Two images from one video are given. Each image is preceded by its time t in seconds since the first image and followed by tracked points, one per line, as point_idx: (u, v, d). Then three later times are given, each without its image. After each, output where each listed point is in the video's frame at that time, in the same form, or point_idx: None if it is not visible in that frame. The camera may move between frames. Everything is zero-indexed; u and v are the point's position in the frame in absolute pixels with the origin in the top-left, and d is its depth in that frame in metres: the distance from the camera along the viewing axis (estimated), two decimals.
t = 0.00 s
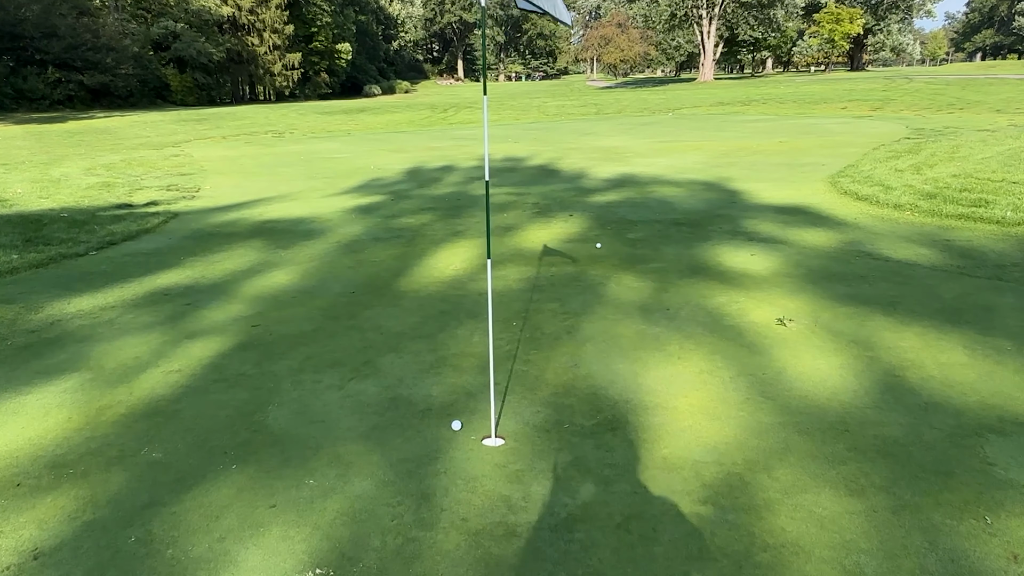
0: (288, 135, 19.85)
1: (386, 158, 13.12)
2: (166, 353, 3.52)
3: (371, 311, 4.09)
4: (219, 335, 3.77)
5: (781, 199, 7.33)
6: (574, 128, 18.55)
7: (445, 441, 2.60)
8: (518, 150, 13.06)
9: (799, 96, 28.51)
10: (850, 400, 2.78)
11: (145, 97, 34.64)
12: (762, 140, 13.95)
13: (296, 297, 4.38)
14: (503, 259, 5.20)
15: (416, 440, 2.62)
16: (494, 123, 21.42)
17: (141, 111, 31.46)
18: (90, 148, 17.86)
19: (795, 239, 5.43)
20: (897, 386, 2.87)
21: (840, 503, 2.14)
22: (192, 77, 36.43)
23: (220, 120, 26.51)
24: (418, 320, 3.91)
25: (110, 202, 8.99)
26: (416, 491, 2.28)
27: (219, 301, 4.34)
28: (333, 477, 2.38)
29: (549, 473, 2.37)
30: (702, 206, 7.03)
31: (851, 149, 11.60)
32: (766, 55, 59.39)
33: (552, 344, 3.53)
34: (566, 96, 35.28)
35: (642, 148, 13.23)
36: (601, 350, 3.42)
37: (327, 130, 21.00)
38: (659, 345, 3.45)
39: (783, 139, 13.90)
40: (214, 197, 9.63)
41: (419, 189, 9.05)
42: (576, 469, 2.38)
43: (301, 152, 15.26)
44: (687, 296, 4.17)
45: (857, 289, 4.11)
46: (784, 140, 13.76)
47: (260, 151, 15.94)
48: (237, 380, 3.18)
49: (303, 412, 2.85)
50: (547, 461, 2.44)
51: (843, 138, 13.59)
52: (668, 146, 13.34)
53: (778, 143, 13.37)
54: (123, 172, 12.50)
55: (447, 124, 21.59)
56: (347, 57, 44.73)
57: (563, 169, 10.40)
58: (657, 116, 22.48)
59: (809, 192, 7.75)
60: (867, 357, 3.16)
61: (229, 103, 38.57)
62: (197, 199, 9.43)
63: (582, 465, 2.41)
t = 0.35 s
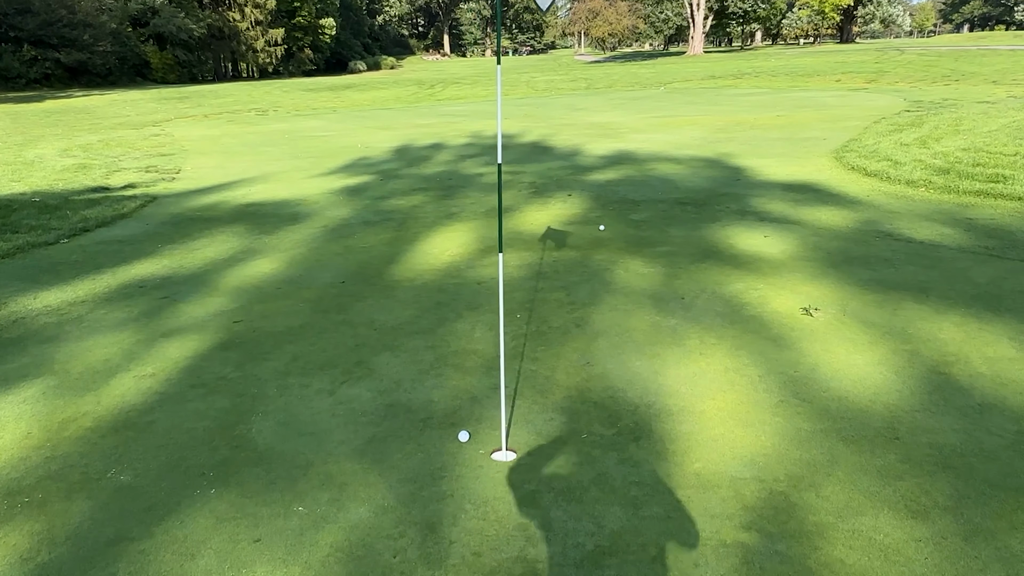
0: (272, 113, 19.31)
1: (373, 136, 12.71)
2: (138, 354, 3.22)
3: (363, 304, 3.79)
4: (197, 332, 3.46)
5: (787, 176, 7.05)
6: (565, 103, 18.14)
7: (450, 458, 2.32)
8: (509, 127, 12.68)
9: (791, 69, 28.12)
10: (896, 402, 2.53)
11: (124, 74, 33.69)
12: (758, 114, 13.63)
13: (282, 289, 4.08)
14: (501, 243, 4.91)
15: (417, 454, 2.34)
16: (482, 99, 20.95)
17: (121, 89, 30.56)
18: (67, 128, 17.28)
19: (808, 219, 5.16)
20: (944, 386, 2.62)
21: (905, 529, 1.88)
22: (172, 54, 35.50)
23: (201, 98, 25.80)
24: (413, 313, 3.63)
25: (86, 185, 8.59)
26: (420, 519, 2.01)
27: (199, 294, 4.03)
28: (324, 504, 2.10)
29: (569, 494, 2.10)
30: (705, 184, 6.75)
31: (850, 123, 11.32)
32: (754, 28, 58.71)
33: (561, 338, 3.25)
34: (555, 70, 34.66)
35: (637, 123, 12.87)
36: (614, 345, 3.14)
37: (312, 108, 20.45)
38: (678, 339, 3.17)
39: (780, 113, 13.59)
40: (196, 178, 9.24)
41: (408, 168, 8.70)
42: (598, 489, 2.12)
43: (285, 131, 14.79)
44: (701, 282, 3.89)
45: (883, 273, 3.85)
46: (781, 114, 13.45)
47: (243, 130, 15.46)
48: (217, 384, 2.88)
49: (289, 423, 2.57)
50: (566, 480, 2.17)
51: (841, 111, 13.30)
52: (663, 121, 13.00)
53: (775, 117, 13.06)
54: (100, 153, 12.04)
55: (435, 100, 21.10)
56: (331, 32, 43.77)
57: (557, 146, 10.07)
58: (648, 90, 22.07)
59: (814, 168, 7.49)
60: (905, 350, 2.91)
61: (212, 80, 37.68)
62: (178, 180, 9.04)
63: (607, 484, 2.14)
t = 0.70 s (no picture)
0: (252, 93, 18.76)
1: (356, 117, 12.30)
2: (92, 364, 2.91)
3: (342, 302, 3.49)
4: (158, 337, 3.16)
5: (785, 155, 6.76)
6: (553, 80, 17.71)
7: (436, 488, 2.04)
8: (496, 105, 12.30)
9: (781, 44, 27.71)
10: (932, 412, 2.28)
11: (101, 55, 32.74)
12: (751, 89, 13.31)
13: (254, 285, 3.77)
14: (490, 231, 4.62)
15: (398, 485, 2.07)
16: (468, 77, 20.46)
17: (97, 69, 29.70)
18: (39, 111, 16.68)
19: (813, 201, 4.89)
20: (984, 393, 2.37)
21: (962, 575, 1.64)
22: (150, 33, 34.51)
23: (180, 79, 25.08)
24: (396, 312, 3.35)
25: (53, 172, 8.17)
26: (403, 568, 1.74)
27: (163, 292, 3.72)
28: (293, 549, 1.83)
29: (573, 532, 1.84)
30: (702, 164, 6.47)
31: (846, 98, 11.04)
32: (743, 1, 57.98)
33: (557, 340, 2.97)
34: (542, 46, 34.04)
35: (627, 100, 12.52)
36: (615, 347, 2.87)
37: (294, 87, 19.89)
38: (685, 339, 2.90)
39: (773, 88, 13.27)
40: (170, 162, 8.81)
41: (392, 149, 8.35)
42: (607, 526, 1.86)
43: (265, 112, 14.31)
44: (706, 274, 3.62)
45: (900, 261, 3.60)
46: (774, 89, 13.13)
47: (222, 111, 14.96)
48: (176, 400, 2.59)
49: (255, 446, 2.29)
50: (570, 514, 1.91)
51: (836, 86, 13.00)
52: (654, 98, 12.66)
53: (769, 92, 12.75)
54: (71, 137, 11.56)
55: (420, 78, 20.59)
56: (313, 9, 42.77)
57: (546, 125, 9.73)
58: (638, 66, 21.63)
59: (813, 145, 7.23)
60: (935, 351, 2.66)
61: (192, 60, 36.74)
62: (151, 165, 8.63)
63: (616, 520, 1.88)
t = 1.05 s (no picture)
0: (234, 63, 18.07)
1: (343, 88, 11.76)
2: (57, 386, 2.57)
3: (337, 304, 3.15)
4: (133, 351, 2.82)
5: (800, 127, 6.40)
6: (545, 47, 17.10)
7: (458, 548, 1.74)
8: (489, 74, 11.80)
9: (776, 6, 27.02)
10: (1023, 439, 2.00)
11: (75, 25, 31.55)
12: (753, 54, 12.84)
13: (239, 285, 3.42)
14: (495, 217, 4.27)
15: (413, 544, 1.76)
16: (457, 44, 19.79)
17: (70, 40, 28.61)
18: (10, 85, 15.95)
19: (839, 179, 4.57)
20: None
21: None
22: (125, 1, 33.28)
23: (157, 49, 24.17)
24: (397, 315, 3.02)
25: (23, 153, 7.68)
26: None
27: (139, 295, 3.36)
28: None
29: None
30: (714, 138, 6.11)
31: (852, 63, 10.63)
32: None
33: (580, 349, 2.65)
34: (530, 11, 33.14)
35: (625, 67, 12.04)
36: (647, 357, 2.56)
37: (276, 57, 19.16)
38: (724, 346, 2.60)
39: (775, 53, 12.81)
40: (148, 140, 8.34)
41: (383, 124, 7.92)
42: None
43: (247, 84, 13.72)
44: (737, 266, 3.30)
45: (949, 249, 3.29)
46: (776, 54, 12.67)
47: (203, 83, 14.34)
48: (152, 431, 2.26)
49: (243, 492, 1.97)
50: None
51: (840, 50, 12.56)
52: (652, 65, 12.18)
53: (771, 57, 12.29)
54: (43, 114, 10.97)
55: (408, 46, 19.89)
56: None
57: (544, 95, 9.29)
58: (631, 31, 21.00)
59: (827, 115, 6.87)
60: (1009, 360, 2.38)
61: (169, 29, 35.54)
62: (128, 144, 8.15)
63: None
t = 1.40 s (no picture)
0: None
1: (315, 22, 11.06)
2: (23, 359, 2.27)
3: (332, 255, 2.85)
4: (106, 315, 2.50)
5: (808, 53, 6.04)
6: None
7: (505, 541, 1.51)
8: (470, 4, 11.15)
9: None
10: None
11: None
12: None
13: (222, 237, 3.09)
14: (496, 155, 3.94)
15: (453, 537, 1.52)
16: None
17: None
18: None
19: (861, 107, 4.26)
20: None
21: None
22: None
23: None
24: (401, 266, 2.72)
25: None
26: None
27: (109, 251, 3.02)
28: None
29: None
30: (718, 66, 5.74)
31: None
32: None
33: (612, 300, 2.39)
34: None
35: None
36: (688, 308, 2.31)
37: None
38: (772, 294, 2.34)
39: None
40: (108, 81, 7.75)
41: (362, 59, 7.40)
42: None
43: (211, 19, 12.88)
44: (770, 203, 3.02)
45: (996, 179, 3.04)
46: None
47: (164, 20, 13.46)
48: (136, 409, 1.98)
49: (247, 478, 1.72)
50: None
51: None
52: None
53: None
54: None
55: None
56: None
57: (530, 25, 8.76)
58: None
59: (834, 40, 6.50)
60: None
61: None
62: (87, 86, 7.56)
63: None
